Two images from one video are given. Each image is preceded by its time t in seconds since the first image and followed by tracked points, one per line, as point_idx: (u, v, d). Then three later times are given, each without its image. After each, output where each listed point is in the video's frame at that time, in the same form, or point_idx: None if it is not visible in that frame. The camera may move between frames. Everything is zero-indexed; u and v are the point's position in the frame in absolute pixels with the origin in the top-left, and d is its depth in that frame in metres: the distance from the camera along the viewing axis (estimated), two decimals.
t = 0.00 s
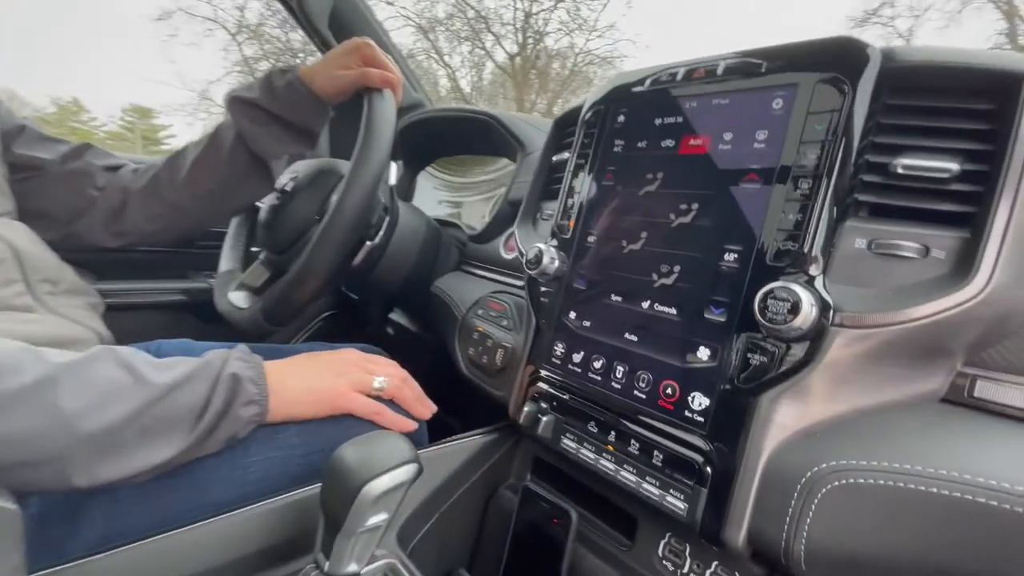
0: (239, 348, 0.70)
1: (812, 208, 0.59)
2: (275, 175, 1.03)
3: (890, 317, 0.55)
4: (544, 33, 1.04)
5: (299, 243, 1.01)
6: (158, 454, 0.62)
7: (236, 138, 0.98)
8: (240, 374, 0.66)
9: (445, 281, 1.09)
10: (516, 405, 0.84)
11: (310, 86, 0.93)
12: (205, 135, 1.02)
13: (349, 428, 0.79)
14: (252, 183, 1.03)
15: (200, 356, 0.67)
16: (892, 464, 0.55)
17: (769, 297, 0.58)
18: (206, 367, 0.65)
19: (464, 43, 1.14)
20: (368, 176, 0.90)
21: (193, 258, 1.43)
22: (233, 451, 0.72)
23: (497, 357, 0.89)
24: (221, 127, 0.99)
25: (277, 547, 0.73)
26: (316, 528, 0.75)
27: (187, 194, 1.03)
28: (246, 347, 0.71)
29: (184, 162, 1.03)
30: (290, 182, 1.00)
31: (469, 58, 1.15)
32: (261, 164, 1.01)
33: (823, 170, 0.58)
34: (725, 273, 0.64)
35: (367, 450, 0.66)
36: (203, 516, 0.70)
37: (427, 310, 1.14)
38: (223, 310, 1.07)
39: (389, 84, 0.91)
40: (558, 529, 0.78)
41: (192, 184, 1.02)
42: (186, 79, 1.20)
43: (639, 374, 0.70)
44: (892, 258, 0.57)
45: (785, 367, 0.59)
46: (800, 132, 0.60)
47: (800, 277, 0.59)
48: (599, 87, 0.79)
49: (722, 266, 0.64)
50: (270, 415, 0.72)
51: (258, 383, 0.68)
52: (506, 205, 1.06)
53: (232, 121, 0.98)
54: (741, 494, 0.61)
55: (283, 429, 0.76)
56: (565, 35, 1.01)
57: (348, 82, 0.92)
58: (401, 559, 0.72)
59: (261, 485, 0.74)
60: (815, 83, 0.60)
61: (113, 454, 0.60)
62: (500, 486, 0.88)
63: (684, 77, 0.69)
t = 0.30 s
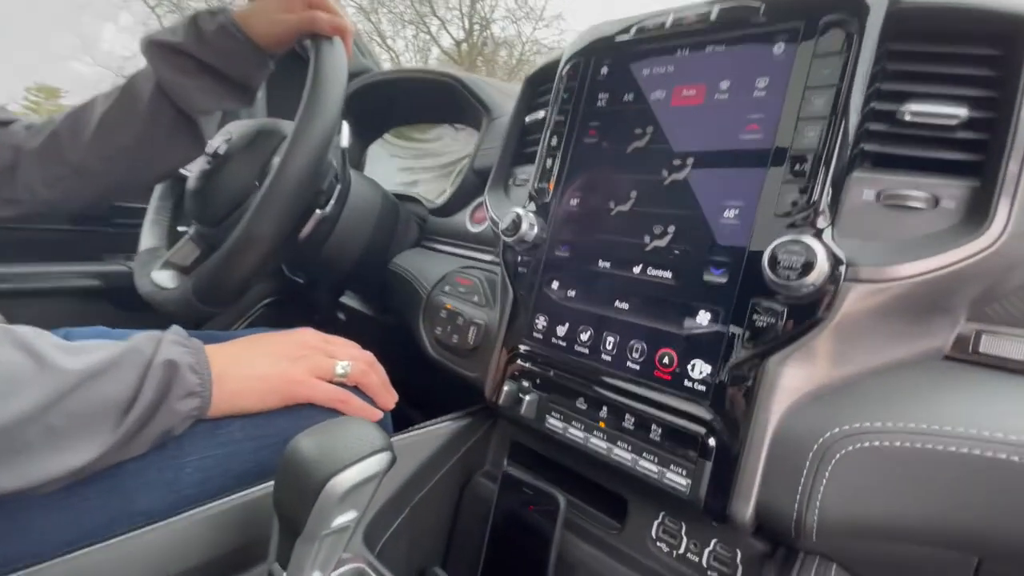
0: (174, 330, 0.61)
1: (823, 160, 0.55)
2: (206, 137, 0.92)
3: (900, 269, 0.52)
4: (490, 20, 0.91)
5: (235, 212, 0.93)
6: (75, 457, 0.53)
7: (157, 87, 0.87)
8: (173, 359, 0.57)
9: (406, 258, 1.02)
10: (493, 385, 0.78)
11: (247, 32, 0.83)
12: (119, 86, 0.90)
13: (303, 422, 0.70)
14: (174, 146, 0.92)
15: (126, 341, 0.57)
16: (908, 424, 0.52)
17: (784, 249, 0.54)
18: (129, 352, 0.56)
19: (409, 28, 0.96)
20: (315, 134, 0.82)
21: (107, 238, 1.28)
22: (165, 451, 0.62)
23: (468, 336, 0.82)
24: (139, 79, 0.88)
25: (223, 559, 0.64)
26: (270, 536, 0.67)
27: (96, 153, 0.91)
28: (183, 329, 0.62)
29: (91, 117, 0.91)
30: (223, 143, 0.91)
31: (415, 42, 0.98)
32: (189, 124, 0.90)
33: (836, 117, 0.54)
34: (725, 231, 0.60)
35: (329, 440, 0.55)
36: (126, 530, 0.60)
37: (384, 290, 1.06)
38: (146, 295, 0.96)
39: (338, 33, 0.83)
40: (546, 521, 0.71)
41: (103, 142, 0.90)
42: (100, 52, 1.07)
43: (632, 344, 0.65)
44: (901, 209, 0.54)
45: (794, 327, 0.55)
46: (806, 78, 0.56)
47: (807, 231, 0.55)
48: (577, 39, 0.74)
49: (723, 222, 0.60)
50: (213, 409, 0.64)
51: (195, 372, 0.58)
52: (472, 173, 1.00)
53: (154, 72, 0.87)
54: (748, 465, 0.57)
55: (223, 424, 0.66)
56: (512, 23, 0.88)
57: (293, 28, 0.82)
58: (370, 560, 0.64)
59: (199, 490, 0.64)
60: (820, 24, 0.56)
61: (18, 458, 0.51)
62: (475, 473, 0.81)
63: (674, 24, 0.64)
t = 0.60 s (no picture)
0: (155, 304, 0.57)
1: (856, 93, 0.52)
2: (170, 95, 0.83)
3: (936, 207, 0.50)
4: None
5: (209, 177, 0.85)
6: (54, 440, 0.48)
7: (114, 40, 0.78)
8: (159, 332, 0.54)
9: (396, 226, 0.97)
10: (499, 351, 0.75)
11: None
12: (72, 40, 0.81)
13: (299, 398, 0.66)
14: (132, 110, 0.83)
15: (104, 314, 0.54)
16: (944, 369, 0.50)
17: (816, 189, 0.52)
18: (109, 326, 0.52)
19: None
20: (298, 91, 0.77)
21: (68, 215, 1.20)
22: (152, 432, 0.58)
23: (470, 301, 0.79)
24: (94, 31, 0.79)
25: (228, 540, 0.59)
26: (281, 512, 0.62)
27: (50, 117, 0.82)
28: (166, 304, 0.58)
29: (42, 75, 0.82)
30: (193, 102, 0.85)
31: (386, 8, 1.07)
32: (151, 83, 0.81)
33: (868, 48, 0.52)
34: (749, 175, 0.57)
35: (338, 409, 0.51)
36: (116, 517, 0.54)
37: (373, 261, 1.01)
38: (117, 269, 0.89)
39: None
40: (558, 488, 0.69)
41: (56, 104, 0.81)
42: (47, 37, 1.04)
43: (649, 301, 0.62)
44: (933, 146, 0.52)
45: (825, 273, 0.53)
46: (834, 8, 0.53)
47: (838, 170, 0.53)
48: None
49: (746, 166, 0.58)
50: (203, 385, 0.60)
51: (182, 347, 0.55)
52: (463, 133, 0.93)
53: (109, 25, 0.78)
54: (777, 418, 0.55)
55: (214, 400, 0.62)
56: None
57: None
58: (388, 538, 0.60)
59: (194, 473, 0.59)
60: None
61: None
62: (483, 443, 0.79)
63: None
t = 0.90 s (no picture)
0: (180, 285, 0.56)
1: (882, 63, 0.53)
2: (167, 78, 0.80)
3: (966, 176, 0.50)
4: None
5: (209, 165, 0.81)
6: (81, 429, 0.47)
7: (107, 21, 0.75)
8: (182, 318, 0.53)
9: (400, 214, 0.95)
10: (513, 336, 0.74)
11: None
12: (63, 23, 0.78)
13: (316, 387, 0.65)
14: (127, 95, 0.80)
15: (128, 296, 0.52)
16: (974, 338, 0.49)
17: (846, 160, 0.52)
18: (131, 311, 0.51)
19: None
20: (303, 76, 0.74)
21: (57, 211, 1.16)
22: (166, 420, 0.55)
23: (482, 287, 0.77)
24: (85, 14, 0.76)
25: (256, 529, 0.59)
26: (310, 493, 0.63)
27: (40, 103, 0.79)
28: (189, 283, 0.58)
29: (32, 60, 0.79)
30: (192, 88, 0.81)
31: None
32: (147, 68, 0.78)
33: (894, 17, 0.52)
34: (772, 148, 0.58)
35: (364, 393, 0.49)
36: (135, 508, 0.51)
37: (378, 251, 1.00)
38: (113, 261, 0.86)
39: None
40: (580, 475, 0.68)
41: (46, 89, 0.78)
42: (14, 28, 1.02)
43: (673, 280, 0.62)
44: (958, 117, 0.51)
45: (854, 245, 0.52)
46: None
47: (865, 139, 0.53)
48: None
49: (769, 140, 0.58)
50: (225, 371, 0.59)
51: (207, 337, 0.55)
52: (467, 119, 0.91)
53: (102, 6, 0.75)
54: (807, 393, 0.55)
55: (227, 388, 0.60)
56: None
57: None
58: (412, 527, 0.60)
59: (211, 462, 0.56)
60: None
61: (12, 433, 0.44)
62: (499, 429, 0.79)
63: None
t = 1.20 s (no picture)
0: (255, 259, 0.58)
1: (887, 40, 0.53)
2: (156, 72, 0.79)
3: (971, 149, 0.50)
4: None
5: (203, 160, 0.78)
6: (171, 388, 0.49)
7: (93, 13, 0.72)
8: (262, 292, 0.55)
9: (399, 208, 0.95)
10: (522, 324, 0.75)
11: None
12: (49, 16, 0.76)
13: (325, 381, 0.64)
14: (117, 91, 0.78)
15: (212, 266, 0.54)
16: (983, 309, 0.49)
17: (856, 138, 0.52)
18: (215, 282, 0.53)
19: None
20: (298, 69, 0.72)
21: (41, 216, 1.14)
22: (173, 417, 0.53)
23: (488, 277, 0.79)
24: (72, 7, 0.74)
25: (269, 526, 0.57)
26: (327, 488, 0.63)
27: (26, 100, 0.77)
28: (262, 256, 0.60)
29: (19, 55, 0.78)
30: (183, 82, 0.79)
31: None
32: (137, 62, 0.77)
33: None
34: (779, 129, 0.58)
35: (383, 380, 0.49)
36: (143, 508, 0.49)
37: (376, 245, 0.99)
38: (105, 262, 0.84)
39: None
40: (589, 464, 0.69)
41: (32, 86, 0.76)
42: None
43: (682, 262, 0.63)
44: (962, 92, 0.52)
45: (863, 221, 0.53)
46: None
47: (871, 116, 0.53)
48: None
49: (776, 121, 0.58)
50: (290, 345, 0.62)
51: (283, 312, 0.57)
52: (464, 110, 0.91)
53: None
54: (821, 370, 0.55)
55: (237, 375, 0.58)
56: None
57: None
58: (428, 518, 0.60)
59: (220, 459, 0.55)
60: None
61: (114, 385, 0.46)
62: (507, 419, 0.80)
63: None
